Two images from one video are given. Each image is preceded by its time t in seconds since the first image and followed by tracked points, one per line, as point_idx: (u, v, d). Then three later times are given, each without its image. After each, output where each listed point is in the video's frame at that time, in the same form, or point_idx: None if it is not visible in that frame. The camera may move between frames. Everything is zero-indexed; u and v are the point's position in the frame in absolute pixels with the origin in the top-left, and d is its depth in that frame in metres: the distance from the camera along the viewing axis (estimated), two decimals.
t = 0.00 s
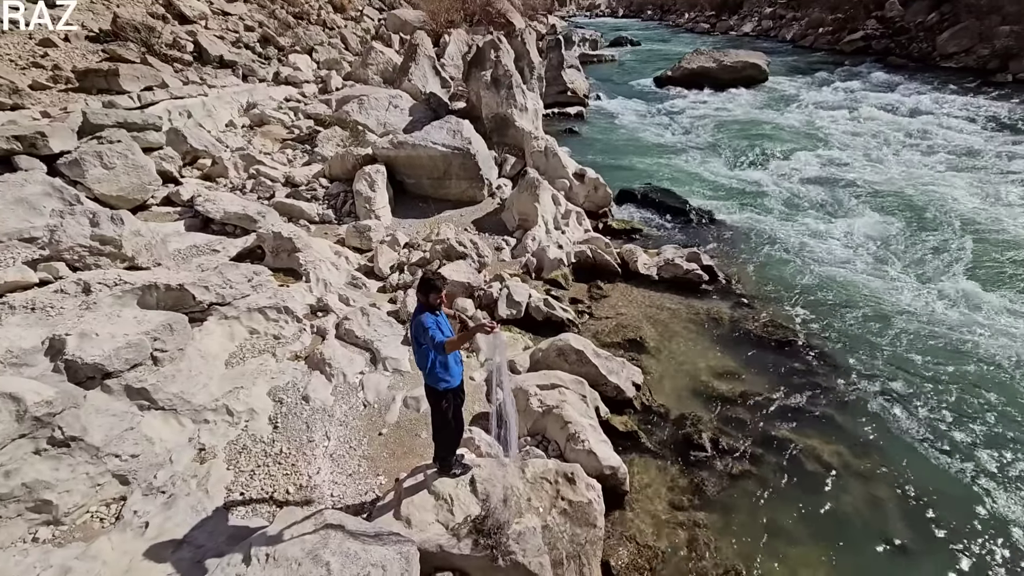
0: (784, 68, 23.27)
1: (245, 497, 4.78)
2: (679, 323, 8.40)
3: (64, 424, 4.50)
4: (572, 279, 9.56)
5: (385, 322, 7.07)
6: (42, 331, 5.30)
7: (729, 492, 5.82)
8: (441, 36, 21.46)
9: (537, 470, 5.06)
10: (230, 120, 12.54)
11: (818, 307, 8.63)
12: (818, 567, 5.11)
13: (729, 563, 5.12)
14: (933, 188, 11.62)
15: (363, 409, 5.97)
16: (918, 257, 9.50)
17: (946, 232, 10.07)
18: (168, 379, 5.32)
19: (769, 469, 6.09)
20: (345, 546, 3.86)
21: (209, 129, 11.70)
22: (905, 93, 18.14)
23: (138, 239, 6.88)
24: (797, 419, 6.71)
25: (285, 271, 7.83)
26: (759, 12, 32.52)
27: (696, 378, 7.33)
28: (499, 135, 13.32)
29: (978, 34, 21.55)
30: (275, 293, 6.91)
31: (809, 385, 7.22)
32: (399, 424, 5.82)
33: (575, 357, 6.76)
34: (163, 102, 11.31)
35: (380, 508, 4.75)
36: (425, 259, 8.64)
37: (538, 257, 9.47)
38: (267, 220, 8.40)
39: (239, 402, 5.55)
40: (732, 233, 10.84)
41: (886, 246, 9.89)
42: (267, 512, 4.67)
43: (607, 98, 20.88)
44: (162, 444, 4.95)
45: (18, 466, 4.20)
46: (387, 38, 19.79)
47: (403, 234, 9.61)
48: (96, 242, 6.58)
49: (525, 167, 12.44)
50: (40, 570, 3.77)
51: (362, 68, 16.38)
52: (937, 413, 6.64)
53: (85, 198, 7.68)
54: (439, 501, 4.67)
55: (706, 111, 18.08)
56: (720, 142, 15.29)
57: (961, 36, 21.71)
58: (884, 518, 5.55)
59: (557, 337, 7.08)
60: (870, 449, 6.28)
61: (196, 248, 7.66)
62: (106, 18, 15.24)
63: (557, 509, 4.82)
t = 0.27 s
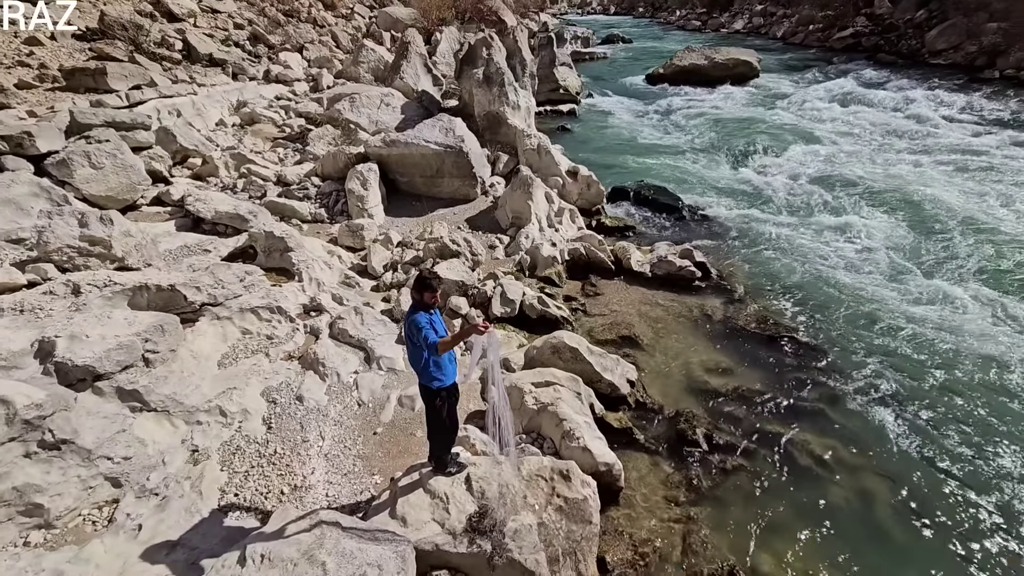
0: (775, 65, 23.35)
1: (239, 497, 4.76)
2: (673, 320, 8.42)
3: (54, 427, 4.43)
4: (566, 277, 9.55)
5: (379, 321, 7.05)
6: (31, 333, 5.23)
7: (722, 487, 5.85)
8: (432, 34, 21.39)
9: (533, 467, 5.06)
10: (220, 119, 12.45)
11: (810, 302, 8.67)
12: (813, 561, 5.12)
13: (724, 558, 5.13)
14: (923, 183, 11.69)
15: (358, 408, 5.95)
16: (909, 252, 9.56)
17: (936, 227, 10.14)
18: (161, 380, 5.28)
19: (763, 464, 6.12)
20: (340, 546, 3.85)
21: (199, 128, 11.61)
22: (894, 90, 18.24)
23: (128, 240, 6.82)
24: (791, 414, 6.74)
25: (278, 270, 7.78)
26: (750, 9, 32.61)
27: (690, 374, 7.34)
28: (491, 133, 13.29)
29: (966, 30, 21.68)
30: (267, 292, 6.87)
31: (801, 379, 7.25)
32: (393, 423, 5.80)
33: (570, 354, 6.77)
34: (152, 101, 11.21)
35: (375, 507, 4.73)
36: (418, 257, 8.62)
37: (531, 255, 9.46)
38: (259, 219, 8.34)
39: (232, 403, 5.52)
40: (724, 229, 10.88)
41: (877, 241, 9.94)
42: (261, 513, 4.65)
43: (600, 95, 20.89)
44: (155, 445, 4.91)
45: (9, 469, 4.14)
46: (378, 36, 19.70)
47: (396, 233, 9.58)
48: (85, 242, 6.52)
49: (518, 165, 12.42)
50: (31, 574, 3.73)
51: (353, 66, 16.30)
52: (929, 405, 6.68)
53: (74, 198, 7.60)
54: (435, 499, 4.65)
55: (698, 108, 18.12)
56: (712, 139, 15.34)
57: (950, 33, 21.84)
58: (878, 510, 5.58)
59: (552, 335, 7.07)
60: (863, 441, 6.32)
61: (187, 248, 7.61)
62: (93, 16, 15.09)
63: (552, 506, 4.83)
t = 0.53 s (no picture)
0: (766, 62, 23.42)
1: (233, 497, 4.74)
2: (667, 316, 8.44)
3: (45, 429, 4.40)
4: (559, 274, 9.55)
5: (373, 320, 7.03)
6: (20, 334, 5.18)
7: (716, 482, 5.87)
8: (424, 31, 21.32)
9: (528, 464, 5.06)
10: (210, 118, 12.37)
11: (802, 298, 8.71)
12: (807, 554, 5.15)
13: (718, 552, 5.16)
14: (913, 179, 11.77)
15: (352, 407, 5.93)
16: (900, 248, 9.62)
17: (926, 223, 10.21)
18: (152, 381, 5.25)
19: (757, 458, 6.15)
20: (336, 545, 3.84)
21: (189, 126, 11.53)
22: (885, 86, 18.33)
23: (118, 240, 6.76)
24: (784, 409, 6.78)
25: (270, 270, 7.73)
26: (741, 6, 32.68)
27: (683, 370, 7.37)
28: (484, 130, 13.26)
29: (954, 27, 21.82)
30: (259, 291, 6.83)
31: (794, 374, 7.29)
32: (388, 422, 5.79)
33: (564, 351, 6.77)
34: (141, 99, 11.12)
35: (370, 506, 4.72)
36: (412, 255, 8.59)
37: (525, 252, 9.45)
38: (250, 218, 8.28)
39: (225, 403, 5.49)
40: (717, 226, 10.91)
41: (868, 237, 10.00)
42: (255, 513, 4.63)
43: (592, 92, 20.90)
44: (147, 446, 4.88)
45: None
46: (369, 33, 19.60)
47: (389, 231, 9.55)
48: (74, 243, 6.46)
49: (511, 162, 12.40)
50: None
51: (345, 63, 16.22)
52: (919, 400, 6.74)
53: (62, 198, 7.53)
54: (430, 497, 4.64)
55: (690, 105, 18.16)
56: (704, 135, 15.38)
57: (939, 30, 21.97)
58: (871, 504, 5.63)
59: (546, 332, 7.08)
60: (855, 436, 6.37)
61: (178, 247, 7.55)
62: (81, 13, 14.93)
63: (548, 503, 4.83)
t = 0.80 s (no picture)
0: (758, 58, 23.47)
1: (227, 497, 4.72)
2: (661, 312, 8.46)
3: (37, 430, 4.37)
4: (554, 271, 9.56)
5: (367, 318, 7.01)
6: (10, 335, 5.12)
7: (711, 476, 5.90)
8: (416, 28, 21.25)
9: (523, 461, 5.07)
10: (201, 116, 12.28)
11: (795, 293, 8.76)
12: (802, 548, 5.18)
13: (712, 546, 5.18)
14: (904, 174, 11.84)
15: (346, 406, 5.92)
16: (892, 242, 9.68)
17: (918, 218, 10.26)
18: (145, 381, 5.22)
19: (750, 452, 6.18)
20: (332, 543, 3.83)
21: (180, 124, 11.44)
22: (876, 82, 18.41)
23: (109, 239, 6.71)
24: (778, 403, 6.82)
25: (263, 268, 7.69)
26: (734, 2, 32.72)
27: (677, 366, 7.39)
28: (477, 128, 13.23)
29: (945, 23, 21.94)
30: (252, 290, 6.80)
31: (787, 369, 7.33)
32: (383, 420, 5.78)
33: (558, 348, 6.78)
34: (131, 97, 11.02)
35: (366, 505, 4.72)
36: (406, 253, 8.57)
37: (519, 249, 9.45)
38: (242, 216, 8.23)
39: (219, 403, 5.46)
40: (710, 222, 10.94)
41: (860, 232, 10.06)
42: (250, 512, 4.62)
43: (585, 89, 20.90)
44: (140, 447, 4.85)
45: None
46: (362, 29, 19.51)
47: (383, 229, 9.53)
48: (64, 242, 6.40)
49: (505, 160, 12.38)
50: None
51: (337, 60, 16.15)
52: (910, 393, 6.79)
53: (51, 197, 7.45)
54: (425, 495, 4.63)
55: (683, 102, 18.19)
56: (696, 132, 15.41)
57: (929, 25, 22.07)
58: (862, 496, 5.66)
59: (540, 329, 7.08)
60: (847, 429, 6.41)
61: (170, 246, 7.50)
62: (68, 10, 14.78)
63: (543, 499, 4.85)
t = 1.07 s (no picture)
0: (749, 55, 23.55)
1: (220, 498, 4.70)
2: (653, 308, 8.48)
3: (24, 432, 4.36)
4: (547, 268, 9.56)
5: (360, 316, 6.98)
6: None
7: (704, 471, 5.92)
8: (407, 24, 21.15)
9: (517, 458, 5.07)
10: (191, 113, 12.17)
11: (787, 289, 8.79)
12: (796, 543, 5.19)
13: (706, 540, 5.20)
14: (894, 170, 11.92)
15: (339, 404, 5.90)
16: (883, 237, 9.74)
17: (909, 213, 10.32)
18: (135, 381, 5.18)
19: (743, 447, 6.21)
20: (326, 542, 3.82)
21: (169, 122, 11.33)
22: (866, 78, 18.51)
23: (97, 238, 6.65)
24: (770, 398, 6.86)
25: (254, 267, 7.64)
26: None
27: (670, 362, 7.41)
28: (469, 125, 13.20)
29: (933, 20, 22.09)
30: (243, 289, 6.76)
31: (779, 364, 7.36)
32: (376, 418, 5.76)
33: (552, 345, 6.78)
34: (118, 94, 10.91)
35: (360, 503, 4.70)
36: (398, 251, 8.54)
37: (512, 247, 9.44)
38: (233, 215, 8.17)
39: (210, 402, 5.43)
40: (702, 218, 10.97)
41: (850, 227, 10.11)
42: (242, 512, 4.60)
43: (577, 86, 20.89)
44: (131, 447, 4.82)
45: None
46: (352, 26, 19.39)
47: (375, 227, 9.48)
48: (51, 241, 6.33)
49: (497, 157, 12.37)
50: None
51: (327, 57, 16.06)
52: (900, 386, 6.84)
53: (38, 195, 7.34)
54: (419, 493, 4.63)
55: (675, 98, 18.22)
56: (688, 128, 15.44)
57: (918, 22, 22.22)
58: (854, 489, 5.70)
59: (534, 326, 7.08)
60: (838, 423, 6.46)
61: (159, 245, 7.44)
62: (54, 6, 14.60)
63: (537, 495, 4.85)
